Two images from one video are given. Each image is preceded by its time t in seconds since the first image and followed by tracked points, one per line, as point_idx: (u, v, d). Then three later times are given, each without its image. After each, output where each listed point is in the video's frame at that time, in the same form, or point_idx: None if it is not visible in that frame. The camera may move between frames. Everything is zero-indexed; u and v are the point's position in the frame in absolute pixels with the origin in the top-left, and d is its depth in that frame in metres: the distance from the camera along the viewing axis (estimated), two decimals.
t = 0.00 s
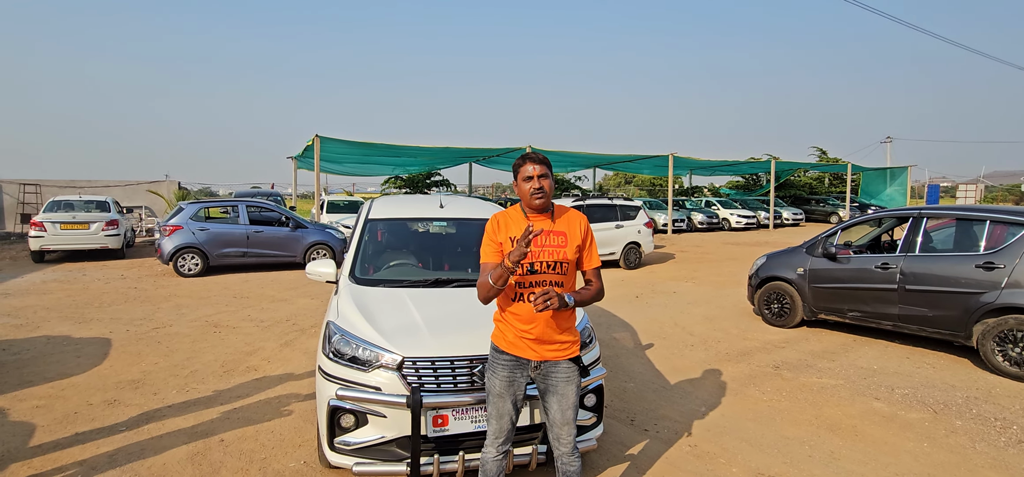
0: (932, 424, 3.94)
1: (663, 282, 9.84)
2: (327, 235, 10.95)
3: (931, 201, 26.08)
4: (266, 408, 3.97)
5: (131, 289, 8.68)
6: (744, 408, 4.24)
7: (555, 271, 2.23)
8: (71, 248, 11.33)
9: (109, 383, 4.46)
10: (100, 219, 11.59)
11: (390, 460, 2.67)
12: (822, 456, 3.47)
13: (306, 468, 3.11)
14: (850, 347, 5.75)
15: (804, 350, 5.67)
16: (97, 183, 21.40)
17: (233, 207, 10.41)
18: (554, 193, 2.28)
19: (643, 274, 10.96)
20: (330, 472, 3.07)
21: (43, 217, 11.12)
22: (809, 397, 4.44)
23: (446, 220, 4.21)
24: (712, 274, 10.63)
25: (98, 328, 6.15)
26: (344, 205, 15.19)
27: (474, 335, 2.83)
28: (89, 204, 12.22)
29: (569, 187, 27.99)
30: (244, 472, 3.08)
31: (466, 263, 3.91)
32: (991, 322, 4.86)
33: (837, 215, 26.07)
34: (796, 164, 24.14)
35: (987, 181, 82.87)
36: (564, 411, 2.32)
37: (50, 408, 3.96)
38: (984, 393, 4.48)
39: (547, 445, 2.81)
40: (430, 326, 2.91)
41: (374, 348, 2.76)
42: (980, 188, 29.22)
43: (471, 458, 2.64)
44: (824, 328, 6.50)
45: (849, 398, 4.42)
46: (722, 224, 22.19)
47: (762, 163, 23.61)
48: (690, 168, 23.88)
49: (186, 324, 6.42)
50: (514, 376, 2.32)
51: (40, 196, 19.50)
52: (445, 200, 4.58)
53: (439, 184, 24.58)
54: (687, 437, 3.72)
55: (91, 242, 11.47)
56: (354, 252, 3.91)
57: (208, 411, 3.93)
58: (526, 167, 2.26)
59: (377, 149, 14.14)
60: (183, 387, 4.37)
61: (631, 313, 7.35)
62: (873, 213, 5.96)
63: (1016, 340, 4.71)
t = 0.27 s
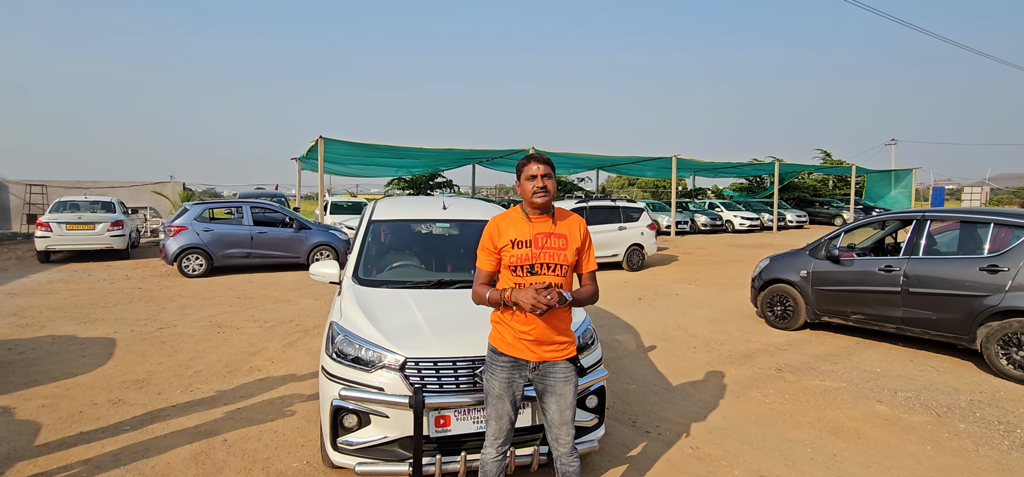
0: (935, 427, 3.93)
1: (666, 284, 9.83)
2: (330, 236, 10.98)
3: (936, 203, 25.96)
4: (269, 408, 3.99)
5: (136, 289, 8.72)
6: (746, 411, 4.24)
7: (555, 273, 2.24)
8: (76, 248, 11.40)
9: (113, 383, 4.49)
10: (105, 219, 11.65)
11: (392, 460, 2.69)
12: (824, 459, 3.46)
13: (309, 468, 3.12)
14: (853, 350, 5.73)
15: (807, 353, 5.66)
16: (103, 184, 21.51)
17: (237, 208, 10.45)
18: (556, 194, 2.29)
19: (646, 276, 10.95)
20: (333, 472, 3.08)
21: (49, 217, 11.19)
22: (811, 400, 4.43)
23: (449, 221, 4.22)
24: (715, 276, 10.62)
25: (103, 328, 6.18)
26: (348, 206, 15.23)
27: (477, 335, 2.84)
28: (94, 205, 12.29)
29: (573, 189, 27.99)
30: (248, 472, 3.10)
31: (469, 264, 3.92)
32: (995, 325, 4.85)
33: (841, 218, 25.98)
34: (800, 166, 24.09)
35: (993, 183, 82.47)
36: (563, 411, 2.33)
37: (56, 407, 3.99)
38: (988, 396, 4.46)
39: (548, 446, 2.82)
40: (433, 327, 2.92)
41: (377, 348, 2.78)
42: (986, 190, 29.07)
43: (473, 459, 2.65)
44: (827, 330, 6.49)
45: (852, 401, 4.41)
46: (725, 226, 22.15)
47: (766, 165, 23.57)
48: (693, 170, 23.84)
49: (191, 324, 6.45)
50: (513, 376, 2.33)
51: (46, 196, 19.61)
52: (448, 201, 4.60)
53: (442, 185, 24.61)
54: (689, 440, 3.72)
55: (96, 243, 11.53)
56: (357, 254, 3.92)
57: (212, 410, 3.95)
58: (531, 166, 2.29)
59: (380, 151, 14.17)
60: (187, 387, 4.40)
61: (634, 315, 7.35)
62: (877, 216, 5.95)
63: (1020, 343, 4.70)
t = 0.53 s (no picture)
0: (938, 431, 3.92)
1: (669, 287, 9.83)
2: (334, 238, 11.01)
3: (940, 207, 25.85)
4: (273, 409, 4.01)
5: (140, 290, 8.77)
6: (749, 414, 4.23)
7: (555, 275, 2.25)
8: (82, 249, 11.46)
9: (119, 383, 4.52)
10: (110, 220, 11.72)
11: (396, 460, 2.69)
12: (827, 462, 3.46)
13: (312, 468, 3.14)
14: (856, 353, 5.72)
15: (810, 356, 5.66)
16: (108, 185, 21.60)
17: (241, 209, 10.49)
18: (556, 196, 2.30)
19: (649, 278, 10.95)
20: (337, 473, 3.10)
21: (54, 219, 11.25)
22: (814, 403, 4.43)
23: (453, 223, 4.24)
24: (718, 279, 10.60)
25: (108, 329, 6.22)
26: (351, 208, 15.27)
27: (480, 337, 2.85)
28: (99, 206, 12.35)
29: (576, 191, 27.99)
30: (252, 472, 3.11)
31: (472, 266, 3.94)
32: (1000, 329, 4.83)
33: (845, 221, 25.91)
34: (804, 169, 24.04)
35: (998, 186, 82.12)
36: (563, 412, 2.34)
37: (62, 406, 4.02)
38: (992, 400, 4.45)
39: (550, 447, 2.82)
40: (436, 328, 2.93)
41: (381, 349, 2.79)
42: (991, 193, 28.95)
43: (476, 460, 2.66)
44: (830, 333, 6.48)
45: (855, 404, 4.40)
46: (729, 229, 22.10)
47: (769, 168, 23.53)
48: (697, 172, 23.81)
49: (195, 325, 6.48)
50: (512, 377, 2.34)
51: (52, 197, 19.71)
52: (451, 203, 4.61)
53: (445, 187, 24.65)
54: (692, 442, 3.72)
55: (101, 244, 11.59)
56: (361, 255, 3.94)
57: (216, 411, 3.97)
58: (531, 168, 2.30)
59: (384, 153, 14.21)
60: (191, 388, 4.42)
61: (636, 317, 7.36)
62: (880, 219, 5.94)
63: None
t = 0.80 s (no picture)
0: (941, 435, 3.91)
1: (671, 290, 9.82)
2: (336, 240, 11.03)
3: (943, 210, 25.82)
4: (274, 410, 4.02)
5: (143, 292, 8.79)
6: (750, 417, 4.22)
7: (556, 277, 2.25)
8: (85, 251, 11.50)
9: (121, 385, 4.53)
10: (113, 222, 11.76)
11: (397, 462, 2.70)
12: (829, 465, 3.45)
13: (314, 470, 3.14)
14: (859, 357, 5.71)
15: (812, 359, 5.64)
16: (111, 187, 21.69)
17: (244, 211, 10.52)
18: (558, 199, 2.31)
19: (650, 281, 10.94)
20: (338, 474, 3.10)
21: (58, 220, 11.30)
22: (816, 406, 4.42)
23: (454, 225, 4.25)
24: (720, 282, 10.59)
25: (110, 330, 6.23)
26: (353, 211, 15.29)
27: (481, 339, 2.86)
28: (103, 208, 12.40)
29: (577, 194, 28.01)
30: (253, 473, 3.11)
31: (474, 268, 3.94)
32: (1003, 332, 4.82)
33: (847, 224, 25.88)
34: (806, 172, 24.03)
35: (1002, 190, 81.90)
36: (564, 414, 2.34)
37: (64, 407, 4.03)
38: (995, 404, 4.43)
39: (551, 450, 2.82)
40: (438, 330, 2.93)
41: (382, 351, 2.79)
42: (994, 197, 28.89)
43: (477, 462, 2.66)
44: (833, 337, 6.46)
45: (857, 408, 4.39)
46: (731, 232, 22.09)
47: (771, 171, 23.51)
48: (698, 175, 23.80)
49: (197, 327, 6.50)
50: (514, 378, 2.34)
51: (55, 199, 19.78)
52: (453, 206, 4.62)
53: (447, 190, 24.69)
54: (694, 445, 3.71)
55: (104, 246, 11.63)
56: (363, 257, 3.95)
57: (218, 412, 3.98)
58: (532, 172, 2.31)
59: (386, 156, 14.24)
60: (193, 389, 4.43)
61: (638, 320, 7.35)
62: (883, 222, 5.93)
63: None
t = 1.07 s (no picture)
0: (943, 437, 3.90)
1: (671, 292, 9.81)
2: (337, 242, 11.05)
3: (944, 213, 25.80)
4: (275, 412, 4.02)
5: (144, 293, 8.80)
6: (751, 419, 4.22)
7: (562, 277, 2.27)
8: (86, 252, 11.52)
9: (122, 386, 4.53)
10: (114, 224, 11.77)
11: (397, 463, 2.70)
12: (830, 468, 3.45)
13: (314, 471, 3.14)
14: (860, 359, 5.70)
15: (813, 361, 5.64)
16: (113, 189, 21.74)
17: (245, 213, 10.53)
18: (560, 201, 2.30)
19: (651, 283, 10.94)
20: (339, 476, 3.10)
21: (60, 222, 11.32)
22: (817, 409, 4.41)
23: (455, 227, 4.25)
24: (721, 284, 10.58)
25: (111, 331, 6.24)
26: (354, 212, 15.30)
27: (482, 340, 2.86)
28: (104, 210, 12.42)
29: (578, 197, 28.02)
30: (254, 474, 3.12)
31: (475, 270, 3.95)
32: (1004, 335, 4.81)
33: (848, 227, 25.86)
34: (807, 175, 24.03)
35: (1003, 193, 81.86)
36: (571, 416, 2.34)
37: (65, 408, 4.03)
38: (997, 407, 4.43)
39: (553, 452, 2.82)
40: (438, 332, 2.94)
41: (383, 352, 2.80)
42: (995, 199, 28.89)
43: (477, 464, 2.66)
44: (834, 339, 6.46)
45: (858, 410, 4.39)
46: (732, 234, 22.09)
47: (772, 173, 23.52)
48: (699, 177, 23.80)
49: (198, 328, 6.51)
50: (521, 381, 2.34)
51: (57, 201, 19.83)
52: (454, 207, 4.63)
53: (448, 192, 24.72)
54: (695, 447, 3.71)
55: (105, 247, 11.65)
56: (364, 259, 3.96)
57: (219, 414, 3.98)
58: (534, 175, 2.28)
59: (387, 158, 14.26)
60: (194, 390, 4.43)
61: (639, 322, 7.34)
62: (884, 224, 5.93)
63: None
